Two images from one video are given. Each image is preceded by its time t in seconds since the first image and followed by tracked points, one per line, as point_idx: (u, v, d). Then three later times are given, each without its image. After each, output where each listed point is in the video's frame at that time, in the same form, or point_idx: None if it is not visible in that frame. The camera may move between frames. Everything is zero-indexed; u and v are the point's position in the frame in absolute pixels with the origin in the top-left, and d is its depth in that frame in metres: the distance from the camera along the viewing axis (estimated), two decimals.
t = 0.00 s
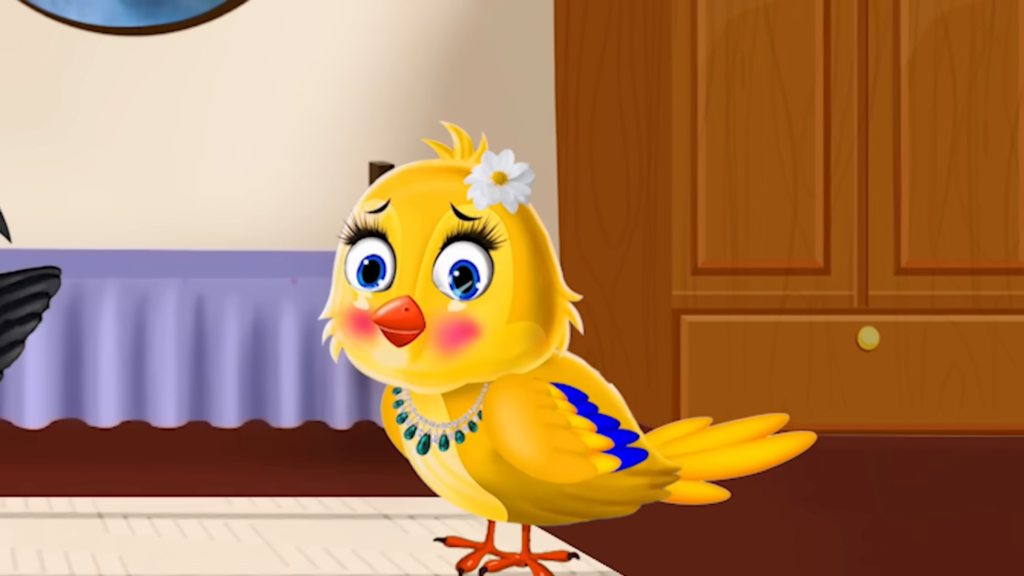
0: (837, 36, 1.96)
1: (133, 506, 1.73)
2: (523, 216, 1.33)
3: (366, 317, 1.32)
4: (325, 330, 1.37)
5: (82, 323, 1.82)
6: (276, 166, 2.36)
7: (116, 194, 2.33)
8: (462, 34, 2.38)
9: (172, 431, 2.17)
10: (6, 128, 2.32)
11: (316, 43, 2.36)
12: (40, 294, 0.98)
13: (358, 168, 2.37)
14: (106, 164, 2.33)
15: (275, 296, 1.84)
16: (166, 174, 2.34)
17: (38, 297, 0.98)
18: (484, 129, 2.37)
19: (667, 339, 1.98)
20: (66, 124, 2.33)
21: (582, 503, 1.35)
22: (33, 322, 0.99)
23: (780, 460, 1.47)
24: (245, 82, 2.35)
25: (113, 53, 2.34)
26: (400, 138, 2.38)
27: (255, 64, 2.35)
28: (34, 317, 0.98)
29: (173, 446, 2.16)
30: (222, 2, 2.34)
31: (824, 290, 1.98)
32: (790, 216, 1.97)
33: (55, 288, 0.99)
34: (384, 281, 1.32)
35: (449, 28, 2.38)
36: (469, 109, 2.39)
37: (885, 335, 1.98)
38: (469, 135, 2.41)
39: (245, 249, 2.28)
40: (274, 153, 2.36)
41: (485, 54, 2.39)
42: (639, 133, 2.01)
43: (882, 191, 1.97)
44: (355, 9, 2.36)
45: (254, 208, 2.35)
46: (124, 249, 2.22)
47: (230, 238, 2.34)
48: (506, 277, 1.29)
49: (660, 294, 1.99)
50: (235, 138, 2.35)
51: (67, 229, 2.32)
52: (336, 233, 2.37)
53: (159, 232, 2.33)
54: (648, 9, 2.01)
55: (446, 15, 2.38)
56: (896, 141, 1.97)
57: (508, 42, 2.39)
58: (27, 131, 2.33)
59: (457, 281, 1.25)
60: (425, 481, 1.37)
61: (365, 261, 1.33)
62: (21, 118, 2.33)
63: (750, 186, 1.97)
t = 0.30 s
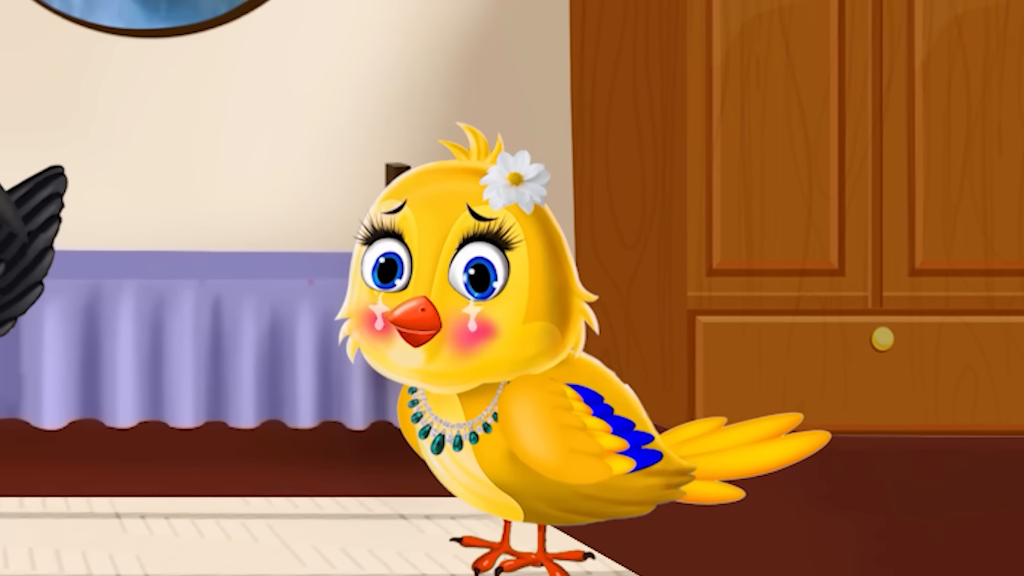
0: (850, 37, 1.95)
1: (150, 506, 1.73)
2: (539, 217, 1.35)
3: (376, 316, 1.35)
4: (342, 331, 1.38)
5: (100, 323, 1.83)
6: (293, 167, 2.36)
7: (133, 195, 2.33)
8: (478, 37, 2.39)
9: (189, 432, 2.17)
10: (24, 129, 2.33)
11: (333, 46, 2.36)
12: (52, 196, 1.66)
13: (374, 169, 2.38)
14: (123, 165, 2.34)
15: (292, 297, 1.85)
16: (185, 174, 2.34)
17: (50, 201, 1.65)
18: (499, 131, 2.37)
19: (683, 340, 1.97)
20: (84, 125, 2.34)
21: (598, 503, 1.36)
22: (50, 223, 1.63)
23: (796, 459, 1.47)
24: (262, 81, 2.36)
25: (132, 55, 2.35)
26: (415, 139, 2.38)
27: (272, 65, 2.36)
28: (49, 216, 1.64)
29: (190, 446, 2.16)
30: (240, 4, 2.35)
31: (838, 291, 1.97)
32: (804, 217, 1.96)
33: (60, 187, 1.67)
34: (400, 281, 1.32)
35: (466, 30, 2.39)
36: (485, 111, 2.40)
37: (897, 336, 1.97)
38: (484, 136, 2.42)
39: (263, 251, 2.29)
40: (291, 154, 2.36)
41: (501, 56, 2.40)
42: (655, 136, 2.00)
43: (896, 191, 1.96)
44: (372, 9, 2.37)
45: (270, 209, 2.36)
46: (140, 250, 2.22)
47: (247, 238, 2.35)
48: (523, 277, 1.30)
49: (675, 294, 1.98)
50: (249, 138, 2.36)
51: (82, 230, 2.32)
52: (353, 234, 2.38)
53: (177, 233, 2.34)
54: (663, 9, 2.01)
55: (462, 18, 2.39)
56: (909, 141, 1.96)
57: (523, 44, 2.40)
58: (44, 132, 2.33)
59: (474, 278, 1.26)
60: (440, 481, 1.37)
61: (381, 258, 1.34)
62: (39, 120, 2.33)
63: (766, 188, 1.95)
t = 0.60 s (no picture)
0: (864, 38, 1.92)
1: (167, 506, 1.74)
2: (554, 215, 1.36)
3: (399, 314, 1.34)
4: (359, 329, 1.39)
5: (116, 324, 1.83)
6: (310, 168, 2.37)
7: (151, 196, 2.34)
8: (495, 39, 2.40)
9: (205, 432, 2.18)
10: (43, 130, 2.33)
11: (350, 48, 2.37)
12: (65, 328, 0.86)
13: (391, 170, 2.39)
14: (141, 167, 2.34)
15: (309, 298, 1.86)
16: (203, 176, 2.35)
17: (58, 333, 0.85)
18: (516, 133, 2.38)
19: (697, 341, 1.93)
20: (102, 126, 2.34)
21: (613, 503, 1.37)
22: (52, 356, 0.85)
23: (805, 455, 1.48)
24: (279, 82, 2.37)
25: (150, 57, 2.36)
26: (428, 140, 2.39)
27: (289, 67, 2.37)
28: (55, 351, 0.85)
29: (207, 446, 2.16)
30: (256, 6, 2.36)
31: (853, 292, 1.93)
32: (819, 217, 1.92)
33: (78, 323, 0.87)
34: (418, 277, 1.33)
35: (482, 32, 2.40)
36: (500, 112, 2.40)
37: (912, 337, 1.93)
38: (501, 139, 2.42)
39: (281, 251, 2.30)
40: (308, 155, 2.37)
41: (516, 59, 2.40)
42: (670, 136, 1.97)
43: (910, 191, 1.93)
44: (389, 9, 2.37)
45: (287, 210, 2.36)
46: (155, 252, 2.23)
47: (265, 239, 2.36)
48: (539, 274, 1.31)
49: (691, 293, 1.94)
50: (263, 139, 2.36)
51: (101, 231, 2.33)
52: (369, 234, 2.38)
53: (193, 234, 2.34)
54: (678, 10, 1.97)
55: (479, 21, 2.40)
56: (924, 144, 1.93)
57: (538, 47, 2.40)
58: (62, 134, 2.34)
59: (490, 272, 1.27)
60: (456, 481, 1.38)
61: (397, 250, 1.35)
62: (57, 121, 2.34)
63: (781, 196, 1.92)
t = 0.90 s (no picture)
0: (880, 39, 1.92)
1: (184, 506, 1.75)
2: (570, 219, 1.36)
3: (415, 317, 1.35)
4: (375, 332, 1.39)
5: (135, 325, 1.84)
6: (328, 170, 2.38)
7: (169, 198, 2.35)
8: (511, 41, 2.40)
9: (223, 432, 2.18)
10: (61, 131, 2.34)
11: (365, 51, 2.38)
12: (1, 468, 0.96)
13: (407, 172, 2.39)
14: (157, 168, 2.35)
15: (325, 300, 1.86)
16: (220, 178, 2.36)
17: None
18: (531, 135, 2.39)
19: (712, 341, 1.93)
20: (120, 128, 2.35)
21: (628, 503, 1.38)
22: None
23: (824, 459, 1.49)
24: (296, 84, 2.37)
25: (167, 59, 2.36)
26: (441, 141, 2.39)
27: (306, 70, 2.37)
28: None
29: (224, 447, 2.17)
30: (273, 8, 2.36)
31: (868, 293, 1.93)
32: (834, 219, 1.93)
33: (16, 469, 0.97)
34: (433, 282, 1.34)
35: (499, 34, 2.40)
36: (517, 115, 2.41)
37: (927, 338, 1.93)
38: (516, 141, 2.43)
39: (297, 253, 2.31)
40: (325, 157, 2.38)
41: (533, 61, 2.40)
42: (685, 139, 1.97)
43: (925, 193, 1.93)
44: (406, 10, 2.38)
45: (305, 211, 2.37)
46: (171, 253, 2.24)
47: (283, 241, 2.37)
48: (554, 278, 1.32)
49: (706, 294, 1.94)
50: (276, 141, 2.37)
51: (118, 232, 2.34)
52: (386, 236, 2.39)
53: (208, 235, 2.35)
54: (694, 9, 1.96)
55: (495, 23, 2.40)
56: (938, 146, 1.93)
57: (555, 48, 2.40)
58: (81, 135, 2.34)
59: (508, 280, 1.28)
60: (473, 482, 1.39)
61: (415, 261, 1.35)
62: (75, 123, 2.35)
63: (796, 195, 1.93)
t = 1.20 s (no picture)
0: (895, 41, 1.93)
1: (201, 506, 1.76)
2: (586, 221, 1.37)
3: (432, 320, 1.36)
4: (392, 334, 1.41)
5: (152, 326, 1.85)
6: (344, 171, 2.38)
7: (185, 199, 2.35)
8: (528, 43, 2.41)
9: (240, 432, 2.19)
10: (79, 132, 2.35)
11: (381, 54, 2.39)
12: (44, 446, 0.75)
13: (424, 174, 2.39)
14: (173, 170, 2.36)
15: (342, 300, 1.87)
16: (238, 180, 2.37)
17: (35, 448, 0.73)
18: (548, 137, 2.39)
19: (728, 342, 1.94)
20: (138, 130, 2.36)
21: (644, 503, 1.38)
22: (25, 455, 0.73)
23: (839, 462, 1.49)
24: (313, 87, 2.38)
25: (184, 60, 2.37)
26: (454, 143, 2.40)
27: (323, 73, 2.38)
28: (25, 463, 0.73)
29: (241, 448, 2.17)
30: (291, 10, 2.38)
31: (882, 294, 1.94)
32: (848, 220, 1.93)
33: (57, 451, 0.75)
34: (450, 285, 1.35)
35: (515, 36, 2.41)
36: (533, 118, 2.41)
37: (941, 339, 1.94)
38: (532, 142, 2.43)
39: (314, 254, 2.31)
40: (342, 159, 2.38)
41: (549, 63, 2.41)
42: (701, 141, 2.00)
43: (939, 195, 1.94)
44: (423, 11, 2.39)
45: (322, 213, 2.38)
46: (185, 254, 2.24)
47: (299, 242, 2.38)
48: (570, 281, 1.32)
49: (721, 294, 1.95)
50: (289, 143, 2.38)
51: (135, 234, 2.35)
52: (403, 238, 2.39)
53: (222, 236, 2.36)
54: (710, 9, 1.98)
55: (511, 26, 2.41)
56: (952, 148, 1.94)
57: (571, 50, 2.41)
58: (99, 137, 2.35)
59: (524, 284, 1.29)
60: (488, 482, 1.39)
61: (432, 266, 1.37)
62: (93, 124, 2.35)
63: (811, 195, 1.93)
